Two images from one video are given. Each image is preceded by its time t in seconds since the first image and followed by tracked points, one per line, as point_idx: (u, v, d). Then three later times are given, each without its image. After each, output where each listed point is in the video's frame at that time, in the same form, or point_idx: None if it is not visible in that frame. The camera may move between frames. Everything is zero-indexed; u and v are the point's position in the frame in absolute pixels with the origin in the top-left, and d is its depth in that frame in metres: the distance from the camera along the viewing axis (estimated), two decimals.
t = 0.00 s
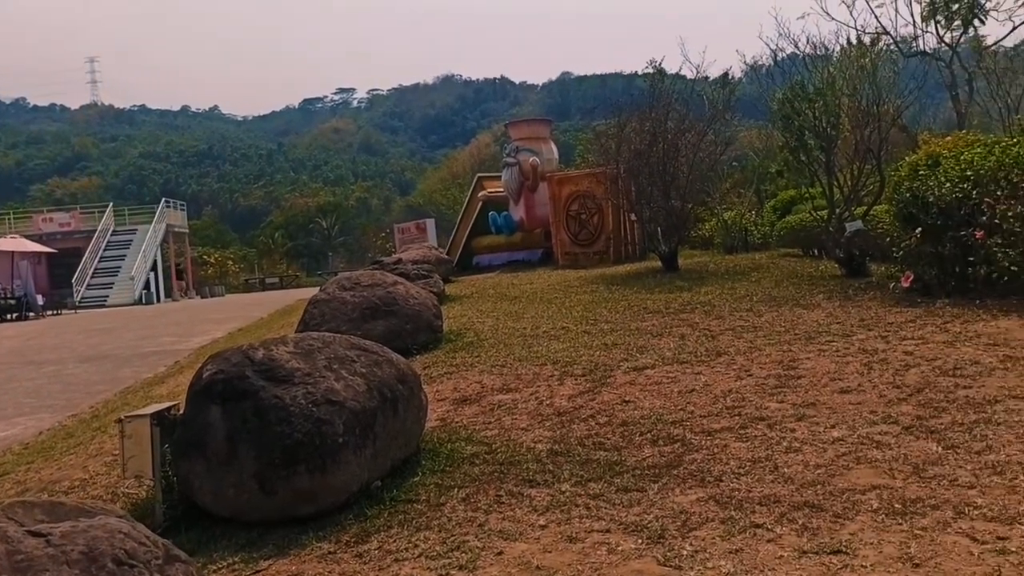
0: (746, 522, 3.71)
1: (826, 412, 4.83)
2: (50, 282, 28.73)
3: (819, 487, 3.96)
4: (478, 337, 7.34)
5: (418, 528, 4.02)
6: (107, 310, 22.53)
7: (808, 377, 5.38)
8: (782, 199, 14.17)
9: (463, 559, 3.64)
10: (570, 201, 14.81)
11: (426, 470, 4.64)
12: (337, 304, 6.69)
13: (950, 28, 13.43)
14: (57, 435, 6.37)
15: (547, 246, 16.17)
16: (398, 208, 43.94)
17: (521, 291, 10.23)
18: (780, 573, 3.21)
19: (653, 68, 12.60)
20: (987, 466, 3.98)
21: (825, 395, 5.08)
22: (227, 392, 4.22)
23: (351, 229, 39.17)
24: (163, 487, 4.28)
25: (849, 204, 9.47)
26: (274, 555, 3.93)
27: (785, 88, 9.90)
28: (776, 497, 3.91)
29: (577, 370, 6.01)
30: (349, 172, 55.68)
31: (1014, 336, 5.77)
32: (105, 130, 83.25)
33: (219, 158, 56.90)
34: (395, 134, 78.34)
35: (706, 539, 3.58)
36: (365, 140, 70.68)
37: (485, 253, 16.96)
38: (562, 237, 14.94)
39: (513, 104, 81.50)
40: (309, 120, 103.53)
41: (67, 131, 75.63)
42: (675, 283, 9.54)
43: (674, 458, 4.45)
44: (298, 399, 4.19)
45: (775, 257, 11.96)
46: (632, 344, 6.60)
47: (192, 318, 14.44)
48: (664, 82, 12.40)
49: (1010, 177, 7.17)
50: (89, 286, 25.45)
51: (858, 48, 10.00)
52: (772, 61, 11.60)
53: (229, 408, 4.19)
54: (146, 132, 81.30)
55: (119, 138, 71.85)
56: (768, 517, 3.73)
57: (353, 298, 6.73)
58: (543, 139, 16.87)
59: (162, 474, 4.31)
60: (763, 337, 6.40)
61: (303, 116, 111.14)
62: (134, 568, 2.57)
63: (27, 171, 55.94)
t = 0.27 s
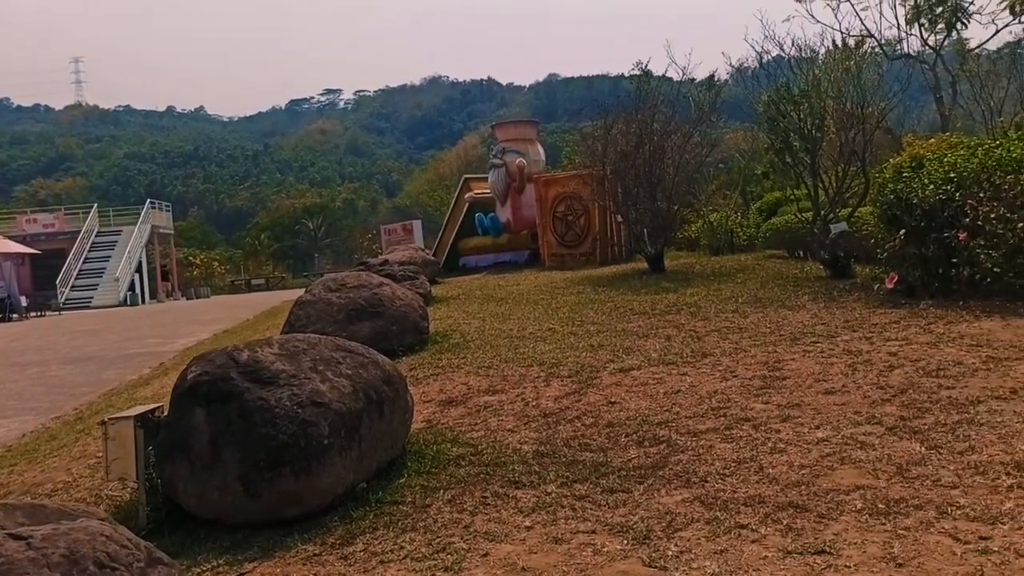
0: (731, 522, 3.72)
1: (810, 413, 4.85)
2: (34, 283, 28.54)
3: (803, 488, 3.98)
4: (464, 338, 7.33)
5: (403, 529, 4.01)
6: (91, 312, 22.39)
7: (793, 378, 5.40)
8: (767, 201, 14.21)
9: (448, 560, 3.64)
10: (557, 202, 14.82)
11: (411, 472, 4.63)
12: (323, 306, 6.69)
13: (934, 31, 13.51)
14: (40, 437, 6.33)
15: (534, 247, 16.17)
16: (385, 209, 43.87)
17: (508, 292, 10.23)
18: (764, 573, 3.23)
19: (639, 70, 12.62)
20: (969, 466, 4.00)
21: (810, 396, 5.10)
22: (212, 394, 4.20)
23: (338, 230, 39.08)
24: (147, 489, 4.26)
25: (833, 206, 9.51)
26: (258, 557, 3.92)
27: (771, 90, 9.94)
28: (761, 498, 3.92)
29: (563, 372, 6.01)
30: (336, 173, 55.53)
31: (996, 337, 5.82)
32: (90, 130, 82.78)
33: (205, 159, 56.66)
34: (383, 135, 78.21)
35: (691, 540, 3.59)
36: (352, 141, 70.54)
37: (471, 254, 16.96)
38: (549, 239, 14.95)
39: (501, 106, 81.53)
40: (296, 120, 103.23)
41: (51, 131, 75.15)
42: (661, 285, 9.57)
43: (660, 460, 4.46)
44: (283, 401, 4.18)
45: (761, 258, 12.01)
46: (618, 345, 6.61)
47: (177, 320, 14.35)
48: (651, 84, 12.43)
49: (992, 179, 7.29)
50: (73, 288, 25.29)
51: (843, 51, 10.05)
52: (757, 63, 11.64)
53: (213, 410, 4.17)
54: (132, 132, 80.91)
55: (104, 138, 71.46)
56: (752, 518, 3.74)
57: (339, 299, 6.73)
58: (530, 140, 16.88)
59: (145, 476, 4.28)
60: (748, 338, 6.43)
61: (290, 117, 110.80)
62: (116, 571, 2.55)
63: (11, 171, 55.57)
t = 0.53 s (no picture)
0: (715, 522, 3.73)
1: (794, 413, 4.87)
2: (16, 283, 28.32)
3: (787, 488, 4.00)
4: (449, 339, 7.32)
5: (388, 531, 4.00)
6: (74, 312, 22.25)
7: (777, 379, 5.42)
8: (752, 202, 14.22)
9: (433, 562, 3.63)
10: (543, 203, 14.83)
11: (396, 473, 4.62)
12: (308, 307, 6.68)
13: (918, 33, 13.59)
14: (22, 438, 6.28)
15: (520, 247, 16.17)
16: (372, 209, 43.78)
17: (493, 293, 10.23)
18: (748, 573, 3.24)
19: (625, 71, 12.65)
20: (951, 466, 4.03)
21: (794, 396, 5.12)
22: (195, 395, 4.18)
23: (323, 230, 38.96)
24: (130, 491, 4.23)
25: (818, 207, 9.55)
26: (242, 559, 3.90)
27: (756, 91, 9.97)
28: (745, 498, 3.93)
29: (549, 372, 6.02)
30: (322, 173, 55.37)
31: (978, 337, 5.86)
32: (74, 129, 82.25)
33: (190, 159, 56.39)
34: (369, 135, 78.05)
35: (675, 540, 3.60)
36: (338, 141, 70.35)
37: (457, 254, 16.95)
38: (535, 239, 14.95)
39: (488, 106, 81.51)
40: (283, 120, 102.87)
41: (35, 130, 74.61)
42: (647, 285, 9.59)
43: (645, 460, 4.47)
44: (267, 402, 4.17)
45: (746, 259, 12.06)
46: (604, 345, 6.62)
47: (161, 321, 14.29)
48: (636, 84, 12.45)
49: (975, 180, 7.38)
50: (56, 288, 25.11)
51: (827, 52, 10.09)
52: (742, 64, 11.68)
53: (197, 411, 4.15)
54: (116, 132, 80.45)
55: (88, 138, 71.02)
56: (736, 518, 3.75)
57: (324, 300, 6.73)
58: (516, 141, 16.89)
59: (128, 478, 4.26)
60: (733, 338, 6.45)
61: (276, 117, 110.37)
62: (97, 573, 2.53)
63: None
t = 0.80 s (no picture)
0: (701, 522, 3.74)
1: (780, 414, 4.89)
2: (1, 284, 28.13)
3: (773, 488, 4.01)
4: (437, 340, 7.31)
5: (374, 532, 3.99)
6: (59, 313, 22.11)
7: (763, 379, 5.44)
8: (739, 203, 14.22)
9: (419, 563, 3.62)
10: (531, 204, 14.84)
11: (383, 474, 4.61)
12: (295, 308, 6.67)
13: (904, 35, 13.67)
14: (6, 440, 6.24)
15: (507, 248, 16.16)
16: (360, 210, 43.70)
17: (481, 294, 10.23)
18: (733, 573, 3.25)
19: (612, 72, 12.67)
20: (935, 466, 4.05)
21: (780, 397, 5.14)
22: (180, 396, 4.15)
23: (311, 231, 38.86)
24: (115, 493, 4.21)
25: (804, 208, 9.60)
26: (228, 561, 3.88)
27: (743, 93, 10.02)
28: (731, 498, 3.94)
29: (536, 373, 6.02)
30: (310, 174, 55.20)
31: (963, 338, 5.90)
32: (59, 129, 81.78)
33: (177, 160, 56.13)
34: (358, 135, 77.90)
35: (661, 540, 3.61)
36: (326, 141, 70.19)
37: (445, 255, 16.94)
38: (523, 240, 14.96)
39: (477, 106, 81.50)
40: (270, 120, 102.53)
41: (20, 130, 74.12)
42: (634, 286, 9.60)
43: (631, 461, 4.47)
44: (252, 403, 4.15)
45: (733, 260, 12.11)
46: (591, 346, 6.63)
47: (147, 322, 14.22)
48: (624, 86, 12.48)
49: (959, 182, 7.43)
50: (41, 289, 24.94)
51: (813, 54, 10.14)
52: (729, 66, 11.71)
53: (182, 413, 4.13)
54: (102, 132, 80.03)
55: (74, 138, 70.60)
56: (722, 518, 3.76)
57: (311, 301, 6.72)
58: (504, 142, 16.90)
59: (113, 480, 4.23)
60: (720, 339, 6.47)
61: (264, 117, 109.98)
62: None
63: None
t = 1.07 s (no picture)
0: (691, 523, 3.75)
1: (769, 414, 4.90)
2: None
3: (761, 489, 4.02)
4: (427, 342, 7.30)
5: (363, 534, 3.98)
6: (48, 314, 22.00)
7: (753, 380, 5.45)
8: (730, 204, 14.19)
9: (409, 564, 3.62)
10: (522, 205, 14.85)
11: (372, 475, 4.61)
12: (285, 309, 6.67)
13: (892, 37, 13.73)
14: None
15: (498, 249, 16.16)
16: (350, 211, 43.63)
17: (471, 294, 10.24)
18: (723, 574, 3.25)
19: (603, 73, 12.68)
20: (923, 466, 4.06)
21: (770, 397, 5.16)
22: (169, 398, 4.14)
23: (302, 232, 38.78)
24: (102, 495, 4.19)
25: (793, 209, 9.63)
26: (216, 563, 3.86)
27: (733, 94, 10.05)
28: (720, 499, 3.95)
29: (527, 374, 6.03)
30: (300, 175, 55.08)
31: (951, 339, 5.93)
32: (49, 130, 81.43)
33: (167, 161, 55.97)
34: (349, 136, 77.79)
35: (651, 542, 3.61)
36: (317, 142, 70.09)
37: (436, 256, 16.94)
38: (514, 241, 14.96)
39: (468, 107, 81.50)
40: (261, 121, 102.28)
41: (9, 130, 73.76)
42: (624, 287, 9.62)
43: (621, 462, 4.48)
44: (241, 405, 4.14)
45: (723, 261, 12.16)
46: (581, 347, 6.64)
47: (136, 323, 14.17)
48: (614, 87, 12.50)
49: (947, 184, 7.47)
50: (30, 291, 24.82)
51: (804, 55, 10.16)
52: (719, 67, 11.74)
53: (170, 414, 4.11)
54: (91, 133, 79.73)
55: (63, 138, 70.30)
56: (711, 519, 3.77)
57: (301, 302, 6.71)
58: (495, 143, 16.91)
59: (101, 482, 4.21)
60: (710, 340, 6.49)
61: (255, 117, 109.68)
62: None
63: None
